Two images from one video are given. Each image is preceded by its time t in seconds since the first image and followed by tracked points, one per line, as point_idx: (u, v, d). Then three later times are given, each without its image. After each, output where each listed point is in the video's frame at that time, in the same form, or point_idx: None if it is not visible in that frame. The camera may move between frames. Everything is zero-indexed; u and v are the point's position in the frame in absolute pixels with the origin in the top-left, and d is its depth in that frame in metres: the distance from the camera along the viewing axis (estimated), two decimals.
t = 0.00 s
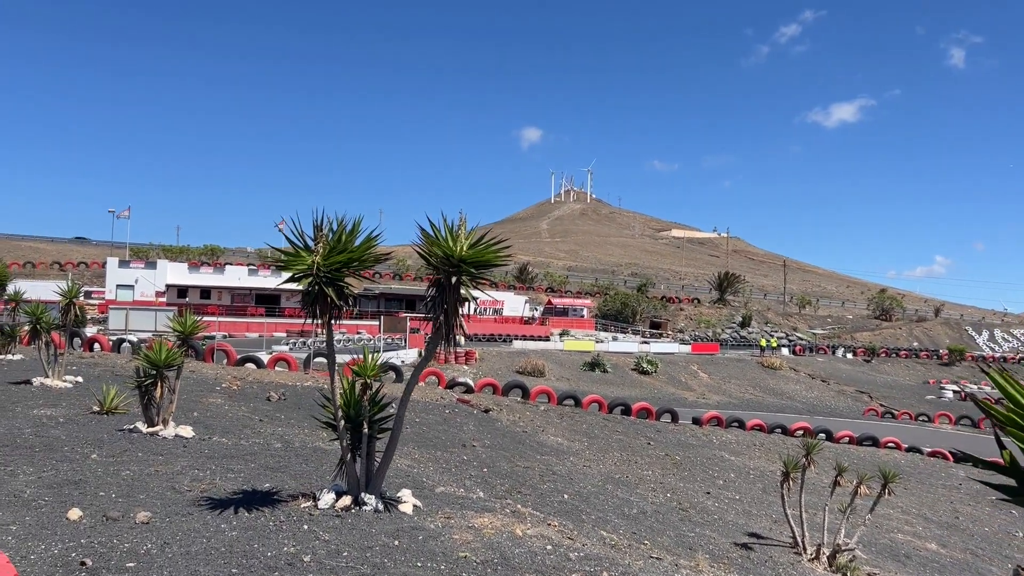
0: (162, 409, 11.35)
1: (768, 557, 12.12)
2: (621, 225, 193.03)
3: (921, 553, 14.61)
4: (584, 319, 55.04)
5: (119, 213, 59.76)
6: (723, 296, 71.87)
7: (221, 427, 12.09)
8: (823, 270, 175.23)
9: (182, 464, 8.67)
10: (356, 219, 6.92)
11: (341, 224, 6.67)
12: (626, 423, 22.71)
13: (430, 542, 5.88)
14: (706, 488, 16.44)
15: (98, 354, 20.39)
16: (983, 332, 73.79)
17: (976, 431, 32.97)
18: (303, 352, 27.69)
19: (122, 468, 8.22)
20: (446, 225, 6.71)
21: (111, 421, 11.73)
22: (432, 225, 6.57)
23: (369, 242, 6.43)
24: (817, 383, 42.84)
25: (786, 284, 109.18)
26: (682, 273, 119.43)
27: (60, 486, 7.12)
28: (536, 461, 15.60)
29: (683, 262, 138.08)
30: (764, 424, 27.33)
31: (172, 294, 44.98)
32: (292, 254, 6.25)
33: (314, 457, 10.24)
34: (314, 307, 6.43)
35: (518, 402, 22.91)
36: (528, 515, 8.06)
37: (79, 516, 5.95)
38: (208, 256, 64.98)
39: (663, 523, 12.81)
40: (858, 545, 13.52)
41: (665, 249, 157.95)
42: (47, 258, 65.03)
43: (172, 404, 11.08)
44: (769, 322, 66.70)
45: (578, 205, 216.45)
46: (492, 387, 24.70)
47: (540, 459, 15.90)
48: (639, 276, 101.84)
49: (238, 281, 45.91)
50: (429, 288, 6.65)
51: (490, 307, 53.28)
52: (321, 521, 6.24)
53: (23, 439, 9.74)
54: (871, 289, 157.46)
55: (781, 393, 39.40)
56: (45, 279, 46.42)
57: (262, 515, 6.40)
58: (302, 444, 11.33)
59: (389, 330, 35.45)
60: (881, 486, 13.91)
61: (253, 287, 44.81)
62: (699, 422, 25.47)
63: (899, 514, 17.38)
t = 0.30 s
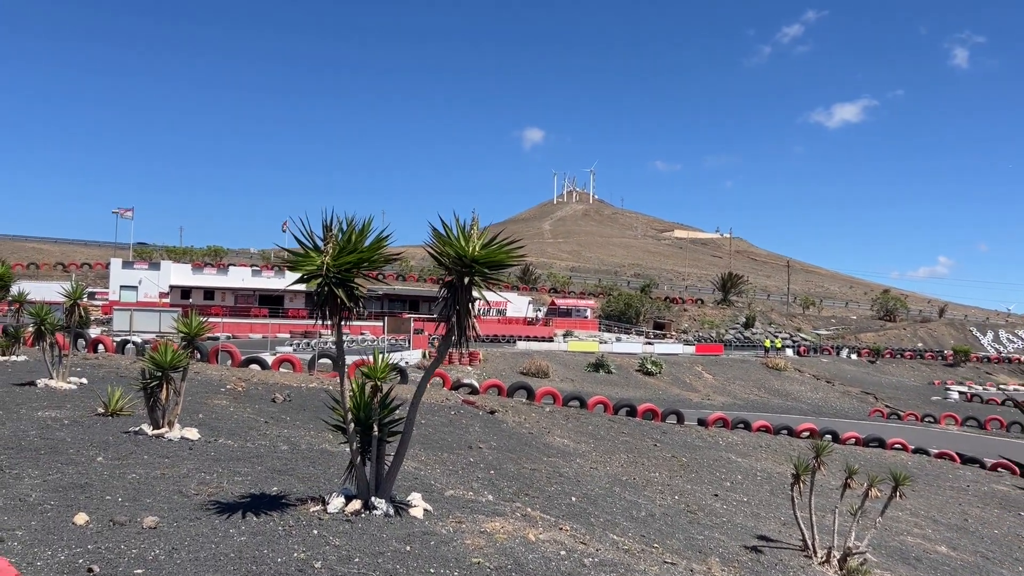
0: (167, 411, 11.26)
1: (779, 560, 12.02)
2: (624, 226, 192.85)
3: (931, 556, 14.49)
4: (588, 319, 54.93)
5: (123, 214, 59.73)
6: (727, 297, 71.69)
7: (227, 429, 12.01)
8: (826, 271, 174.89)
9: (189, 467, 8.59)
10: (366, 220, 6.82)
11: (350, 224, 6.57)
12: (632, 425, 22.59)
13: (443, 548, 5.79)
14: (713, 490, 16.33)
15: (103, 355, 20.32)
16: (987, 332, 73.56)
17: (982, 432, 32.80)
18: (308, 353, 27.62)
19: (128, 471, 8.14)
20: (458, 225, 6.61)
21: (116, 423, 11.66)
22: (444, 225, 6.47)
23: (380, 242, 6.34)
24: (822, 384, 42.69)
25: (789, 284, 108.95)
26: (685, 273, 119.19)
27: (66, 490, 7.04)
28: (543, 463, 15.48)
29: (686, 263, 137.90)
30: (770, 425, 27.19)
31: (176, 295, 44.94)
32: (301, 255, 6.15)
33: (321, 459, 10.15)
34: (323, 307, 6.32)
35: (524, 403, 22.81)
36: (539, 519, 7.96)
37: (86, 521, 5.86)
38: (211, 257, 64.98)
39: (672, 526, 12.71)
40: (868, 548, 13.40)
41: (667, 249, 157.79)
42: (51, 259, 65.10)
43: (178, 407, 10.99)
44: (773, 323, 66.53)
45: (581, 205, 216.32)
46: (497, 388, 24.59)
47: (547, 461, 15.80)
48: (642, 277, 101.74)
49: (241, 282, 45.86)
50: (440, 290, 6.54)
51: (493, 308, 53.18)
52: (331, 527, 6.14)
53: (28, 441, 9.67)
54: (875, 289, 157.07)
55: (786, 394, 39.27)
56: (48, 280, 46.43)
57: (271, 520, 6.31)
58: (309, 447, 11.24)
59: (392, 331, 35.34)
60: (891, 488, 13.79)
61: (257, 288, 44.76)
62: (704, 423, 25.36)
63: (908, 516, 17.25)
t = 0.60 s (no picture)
0: (172, 416, 11.14)
1: (790, 566, 11.88)
2: (627, 228, 192.63)
3: (942, 561, 14.35)
4: (592, 322, 54.78)
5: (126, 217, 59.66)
6: (730, 299, 71.52)
7: (233, 434, 11.90)
8: (829, 272, 174.59)
9: (196, 473, 8.48)
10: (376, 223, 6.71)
11: (361, 228, 6.45)
12: (638, 428, 22.45)
13: (456, 557, 5.67)
14: (722, 495, 16.19)
15: (107, 359, 20.21)
16: (992, 335, 73.27)
17: (990, 435, 32.62)
18: (312, 356, 27.53)
19: (133, 478, 8.02)
20: (470, 228, 6.50)
21: (121, 427, 11.54)
22: (456, 228, 6.36)
23: (391, 246, 6.23)
24: (827, 387, 42.53)
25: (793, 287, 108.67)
26: (688, 276, 118.92)
27: (71, 498, 6.93)
28: (550, 467, 15.35)
29: (689, 265, 137.68)
30: (776, 428, 27.04)
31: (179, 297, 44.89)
32: (311, 259, 6.04)
33: (328, 465, 10.02)
34: (334, 311, 6.21)
35: (529, 407, 22.66)
36: (552, 527, 7.81)
37: (92, 530, 5.74)
38: (213, 260, 64.89)
39: (681, 531, 12.58)
40: (880, 554, 13.24)
41: (670, 251, 157.52)
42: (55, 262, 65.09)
43: (183, 411, 10.86)
44: (777, 326, 66.34)
45: (584, 208, 216.17)
46: (502, 391, 24.45)
47: (554, 465, 15.66)
48: (645, 279, 101.59)
49: (244, 285, 45.79)
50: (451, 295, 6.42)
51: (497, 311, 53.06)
52: (341, 535, 6.02)
53: (33, 447, 9.56)
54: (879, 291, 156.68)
55: (792, 397, 39.10)
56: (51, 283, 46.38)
57: (280, 528, 6.19)
58: (315, 452, 11.11)
59: (396, 333, 35.21)
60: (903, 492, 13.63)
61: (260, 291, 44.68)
62: (710, 427, 25.22)
63: (919, 521, 17.09)
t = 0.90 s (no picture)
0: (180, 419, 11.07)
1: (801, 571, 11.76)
2: (631, 231, 192.45)
3: (955, 567, 14.20)
4: (597, 324, 54.67)
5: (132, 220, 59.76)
6: (736, 302, 71.34)
7: (240, 438, 11.83)
8: (834, 275, 174.14)
9: (205, 477, 8.41)
10: (388, 224, 6.63)
11: (373, 228, 6.37)
12: (646, 431, 22.33)
13: (470, 565, 5.61)
14: (732, 499, 16.08)
15: (113, 362, 20.17)
16: (1000, 337, 72.92)
17: (999, 439, 32.38)
18: (318, 359, 27.48)
19: (142, 482, 7.95)
20: (484, 229, 6.41)
21: (128, 431, 11.47)
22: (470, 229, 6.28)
23: (404, 247, 6.15)
24: (834, 390, 42.33)
25: (798, 290, 108.32)
26: (693, 279, 118.63)
27: (80, 502, 6.86)
28: (559, 471, 15.26)
29: (694, 268, 137.39)
30: (784, 431, 26.88)
31: (185, 300, 44.97)
32: (323, 260, 5.95)
33: (337, 468, 9.95)
34: (346, 314, 6.13)
35: (536, 409, 22.57)
36: (564, 532, 7.73)
37: (101, 535, 5.67)
38: (219, 262, 64.95)
39: (692, 536, 12.47)
40: (893, 559, 13.08)
41: (675, 254, 157.27)
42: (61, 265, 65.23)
43: (191, 414, 10.80)
44: (783, 328, 66.10)
45: (588, 210, 215.94)
46: (508, 394, 24.34)
47: (563, 469, 15.56)
48: (650, 282, 101.34)
49: (250, 287, 45.82)
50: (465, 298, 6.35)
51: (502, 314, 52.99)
52: (353, 541, 5.94)
53: (41, 450, 9.50)
54: (884, 293, 156.11)
55: (798, 400, 38.93)
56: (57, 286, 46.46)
57: (291, 534, 6.11)
58: (323, 455, 11.05)
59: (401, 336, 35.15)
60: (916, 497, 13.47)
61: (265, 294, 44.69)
62: (718, 430, 25.09)
63: (930, 526, 16.93)
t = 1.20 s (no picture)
0: (192, 420, 11.00)
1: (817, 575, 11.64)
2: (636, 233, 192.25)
3: (971, 570, 14.05)
4: (604, 325, 54.55)
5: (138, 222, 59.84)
6: (743, 303, 71.10)
7: (252, 439, 11.76)
8: (840, 276, 173.70)
9: (220, 480, 8.33)
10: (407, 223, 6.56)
11: (392, 228, 6.30)
12: (656, 433, 22.20)
13: (493, 570, 5.53)
14: (744, 501, 15.95)
15: (123, 363, 20.14)
16: (1008, 338, 72.58)
17: (1010, 440, 32.18)
18: (326, 360, 27.41)
19: (156, 484, 7.87)
20: (504, 228, 6.33)
21: (139, 432, 11.42)
22: (491, 228, 6.21)
23: (424, 247, 6.08)
24: (843, 391, 42.12)
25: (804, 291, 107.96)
26: (699, 280, 118.38)
27: (95, 506, 6.78)
28: (570, 473, 15.16)
29: (699, 269, 137.11)
30: (794, 433, 26.72)
31: (191, 301, 44.99)
32: (343, 260, 5.88)
33: (351, 470, 9.87)
34: (366, 314, 6.06)
35: (545, 411, 22.46)
36: (584, 535, 7.64)
37: (118, 539, 5.59)
38: (225, 264, 65.10)
39: (706, 538, 12.36)
40: (910, 562, 12.94)
41: (680, 255, 157.02)
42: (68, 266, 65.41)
43: (203, 416, 10.72)
44: (790, 329, 65.85)
45: (593, 211, 215.71)
46: (517, 395, 24.24)
47: (574, 471, 15.45)
48: (656, 283, 101.13)
49: (256, 289, 45.84)
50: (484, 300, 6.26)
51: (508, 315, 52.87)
52: (373, 545, 5.86)
53: (53, 452, 9.43)
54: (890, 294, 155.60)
55: (807, 402, 38.74)
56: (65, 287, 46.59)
57: (310, 537, 6.03)
58: (336, 457, 10.97)
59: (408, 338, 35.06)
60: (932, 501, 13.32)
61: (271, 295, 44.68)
62: (728, 432, 24.94)
63: (945, 528, 16.77)
